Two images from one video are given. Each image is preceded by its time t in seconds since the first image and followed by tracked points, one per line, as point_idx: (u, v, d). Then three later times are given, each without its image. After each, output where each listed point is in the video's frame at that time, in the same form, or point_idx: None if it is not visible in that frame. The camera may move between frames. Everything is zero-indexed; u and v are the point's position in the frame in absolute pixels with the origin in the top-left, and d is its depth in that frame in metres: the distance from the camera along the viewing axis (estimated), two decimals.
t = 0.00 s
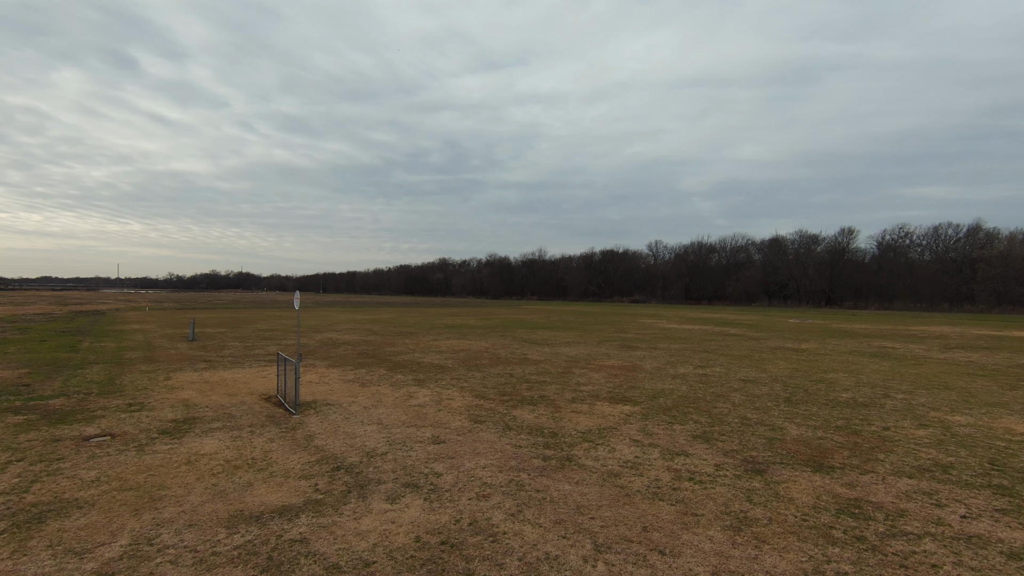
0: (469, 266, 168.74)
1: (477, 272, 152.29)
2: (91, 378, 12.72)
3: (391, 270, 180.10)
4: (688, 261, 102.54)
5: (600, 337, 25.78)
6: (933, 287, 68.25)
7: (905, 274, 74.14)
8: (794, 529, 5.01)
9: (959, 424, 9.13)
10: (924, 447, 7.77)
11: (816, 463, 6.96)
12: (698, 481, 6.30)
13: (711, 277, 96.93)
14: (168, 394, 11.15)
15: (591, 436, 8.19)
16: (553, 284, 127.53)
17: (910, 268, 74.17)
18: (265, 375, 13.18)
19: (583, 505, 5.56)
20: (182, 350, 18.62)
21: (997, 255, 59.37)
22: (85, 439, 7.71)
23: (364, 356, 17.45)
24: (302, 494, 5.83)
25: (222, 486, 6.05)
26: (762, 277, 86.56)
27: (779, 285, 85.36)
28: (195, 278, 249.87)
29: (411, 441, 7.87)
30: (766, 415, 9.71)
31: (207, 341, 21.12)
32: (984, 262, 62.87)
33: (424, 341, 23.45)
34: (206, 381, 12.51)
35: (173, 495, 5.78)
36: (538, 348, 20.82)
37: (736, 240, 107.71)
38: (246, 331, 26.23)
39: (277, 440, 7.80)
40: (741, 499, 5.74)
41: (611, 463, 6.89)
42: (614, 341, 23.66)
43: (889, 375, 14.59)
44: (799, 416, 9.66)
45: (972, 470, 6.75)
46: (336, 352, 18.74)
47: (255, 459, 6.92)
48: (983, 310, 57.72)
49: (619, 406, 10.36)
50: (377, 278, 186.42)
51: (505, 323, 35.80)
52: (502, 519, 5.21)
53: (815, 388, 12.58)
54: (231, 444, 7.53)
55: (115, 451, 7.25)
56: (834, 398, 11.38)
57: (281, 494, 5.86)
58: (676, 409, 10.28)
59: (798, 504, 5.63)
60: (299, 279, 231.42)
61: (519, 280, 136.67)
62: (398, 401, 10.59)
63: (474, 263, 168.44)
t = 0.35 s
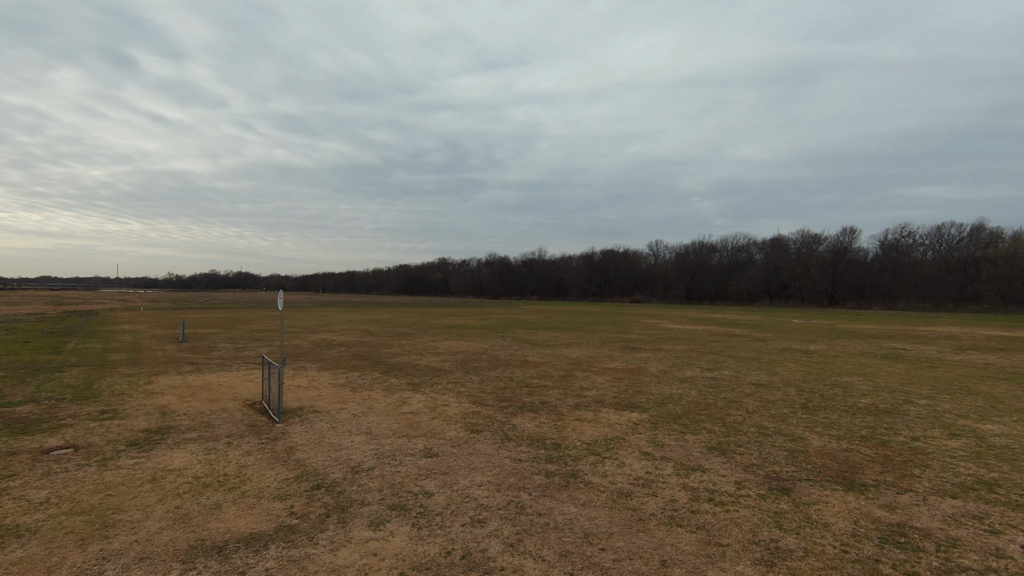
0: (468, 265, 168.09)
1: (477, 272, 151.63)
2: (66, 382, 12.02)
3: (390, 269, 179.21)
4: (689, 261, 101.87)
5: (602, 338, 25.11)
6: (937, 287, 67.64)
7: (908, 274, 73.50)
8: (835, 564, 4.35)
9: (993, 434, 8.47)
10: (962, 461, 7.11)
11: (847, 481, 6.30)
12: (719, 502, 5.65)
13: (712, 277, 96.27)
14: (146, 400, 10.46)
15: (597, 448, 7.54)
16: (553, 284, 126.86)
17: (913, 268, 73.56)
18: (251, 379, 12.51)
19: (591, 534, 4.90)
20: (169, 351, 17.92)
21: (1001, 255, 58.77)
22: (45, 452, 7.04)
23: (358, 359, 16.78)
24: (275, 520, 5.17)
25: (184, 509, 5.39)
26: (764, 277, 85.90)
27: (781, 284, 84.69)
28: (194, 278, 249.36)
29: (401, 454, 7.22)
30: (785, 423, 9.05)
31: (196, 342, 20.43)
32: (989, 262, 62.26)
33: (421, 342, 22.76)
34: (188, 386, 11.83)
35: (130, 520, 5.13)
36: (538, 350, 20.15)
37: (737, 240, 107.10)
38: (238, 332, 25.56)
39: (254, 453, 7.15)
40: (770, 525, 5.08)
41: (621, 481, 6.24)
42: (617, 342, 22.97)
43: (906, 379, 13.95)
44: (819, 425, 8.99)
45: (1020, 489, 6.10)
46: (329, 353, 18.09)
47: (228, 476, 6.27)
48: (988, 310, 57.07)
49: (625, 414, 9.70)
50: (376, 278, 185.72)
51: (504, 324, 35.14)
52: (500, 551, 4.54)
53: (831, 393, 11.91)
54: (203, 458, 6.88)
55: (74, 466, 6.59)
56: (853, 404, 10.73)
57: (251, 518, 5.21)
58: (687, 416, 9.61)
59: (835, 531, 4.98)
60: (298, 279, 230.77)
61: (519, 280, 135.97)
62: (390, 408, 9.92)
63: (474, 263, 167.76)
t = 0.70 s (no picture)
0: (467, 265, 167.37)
1: (475, 272, 150.93)
2: (35, 388, 11.29)
3: (388, 269, 178.53)
4: (689, 261, 101.27)
5: (602, 340, 24.43)
6: (939, 287, 67.15)
7: (909, 274, 73.02)
8: None
9: None
10: (1004, 478, 6.44)
11: (882, 504, 5.63)
12: (742, 530, 4.97)
13: (712, 277, 95.67)
14: (115, 407, 9.74)
15: (601, 463, 6.86)
16: (553, 284, 126.25)
17: (915, 268, 73.05)
18: (232, 384, 11.78)
19: (597, 572, 4.21)
20: (152, 354, 17.17)
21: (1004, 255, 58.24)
22: None
23: (349, 361, 16.06)
24: (232, 554, 4.49)
25: (131, 540, 4.70)
26: (764, 277, 85.30)
27: (781, 284, 84.12)
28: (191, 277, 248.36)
29: (385, 470, 6.53)
30: (803, 433, 8.38)
31: (182, 344, 19.68)
32: (991, 261, 61.73)
33: (416, 343, 22.07)
34: (164, 392, 11.10)
35: (63, 556, 4.44)
36: (537, 352, 19.47)
37: (737, 240, 106.58)
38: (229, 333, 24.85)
39: (222, 469, 6.46)
40: (803, 559, 4.42)
41: (628, 503, 5.55)
42: (618, 344, 22.31)
43: (923, 383, 13.29)
44: (840, 435, 8.32)
45: None
46: (320, 356, 17.37)
47: (187, 499, 5.58)
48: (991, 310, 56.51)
49: (630, 423, 9.03)
50: (375, 278, 184.93)
51: (502, 324, 34.46)
52: None
53: (847, 399, 11.23)
54: (164, 477, 6.18)
55: (17, 486, 5.88)
56: (872, 411, 10.07)
57: (205, 552, 4.52)
58: (697, 426, 8.92)
59: (879, 569, 4.30)
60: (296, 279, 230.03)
61: (518, 280, 135.31)
62: (377, 417, 9.22)
63: (473, 263, 167.02)
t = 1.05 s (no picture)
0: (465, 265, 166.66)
1: (474, 272, 150.29)
2: None
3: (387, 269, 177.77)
4: (688, 260, 100.61)
5: (602, 341, 23.71)
6: (941, 286, 66.58)
7: (911, 273, 72.44)
8: None
9: None
10: None
11: (924, 532, 4.94)
12: (769, 568, 4.26)
13: (712, 276, 95.04)
14: (78, 417, 9.02)
15: (602, 481, 6.16)
16: (552, 284, 125.55)
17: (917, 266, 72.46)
18: (210, 391, 11.07)
19: None
20: (132, 357, 16.43)
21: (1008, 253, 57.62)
22: None
23: (338, 365, 15.36)
24: None
25: None
26: (765, 276, 84.68)
27: (782, 284, 83.52)
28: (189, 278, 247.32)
29: (361, 491, 5.83)
30: (823, 446, 7.66)
31: (166, 346, 18.95)
32: (994, 260, 61.13)
33: (409, 345, 21.35)
34: (136, 399, 10.39)
35: None
36: (535, 354, 18.75)
37: (737, 239, 106.00)
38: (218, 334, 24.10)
39: (178, 492, 5.74)
40: None
41: (635, 533, 4.85)
42: (619, 345, 21.61)
43: (941, 387, 12.59)
44: (864, 446, 7.62)
45: None
46: (308, 359, 16.63)
47: (129, 530, 4.86)
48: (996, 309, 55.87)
49: (633, 434, 8.32)
50: (373, 278, 184.16)
51: (500, 325, 33.69)
52: None
53: (864, 405, 10.53)
54: (110, 501, 5.47)
55: None
56: (893, 419, 9.37)
57: None
58: (707, 436, 8.24)
59: None
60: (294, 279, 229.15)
61: (517, 280, 134.63)
62: (359, 427, 8.53)
63: (471, 263, 166.27)
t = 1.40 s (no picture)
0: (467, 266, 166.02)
1: (476, 272, 149.62)
2: None
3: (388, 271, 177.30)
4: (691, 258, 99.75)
5: (604, 341, 22.97)
6: (949, 280, 65.65)
7: (918, 268, 71.44)
8: None
9: None
10: None
11: (983, 569, 4.18)
12: None
13: (716, 274, 94.13)
14: (36, 432, 8.33)
15: (604, 505, 5.42)
16: (554, 284, 124.70)
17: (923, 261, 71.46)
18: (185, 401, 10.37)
19: None
20: (114, 364, 15.76)
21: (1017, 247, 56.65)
22: None
23: (327, 370, 14.66)
24: None
25: None
26: (769, 273, 83.76)
27: (786, 280, 82.59)
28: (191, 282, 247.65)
29: (328, 521, 5.11)
30: (850, 458, 6.90)
31: (152, 352, 18.28)
32: (1003, 253, 60.13)
33: (405, 349, 20.64)
34: (104, 411, 9.71)
35: None
36: (534, 356, 18.01)
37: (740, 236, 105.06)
38: (209, 339, 23.44)
39: (119, 524, 5.03)
40: None
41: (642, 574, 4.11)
42: (622, 346, 20.90)
43: (966, 388, 11.81)
44: (895, 459, 6.87)
45: None
46: (297, 365, 15.92)
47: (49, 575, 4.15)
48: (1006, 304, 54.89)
49: (638, 446, 7.58)
50: (375, 280, 183.70)
51: (500, 326, 32.94)
52: None
53: (887, 410, 9.76)
54: (37, 537, 4.76)
55: None
56: (921, 425, 8.60)
57: None
58: (719, 448, 7.50)
59: None
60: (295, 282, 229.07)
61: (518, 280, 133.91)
62: (339, 441, 7.81)
63: (473, 263, 165.63)
